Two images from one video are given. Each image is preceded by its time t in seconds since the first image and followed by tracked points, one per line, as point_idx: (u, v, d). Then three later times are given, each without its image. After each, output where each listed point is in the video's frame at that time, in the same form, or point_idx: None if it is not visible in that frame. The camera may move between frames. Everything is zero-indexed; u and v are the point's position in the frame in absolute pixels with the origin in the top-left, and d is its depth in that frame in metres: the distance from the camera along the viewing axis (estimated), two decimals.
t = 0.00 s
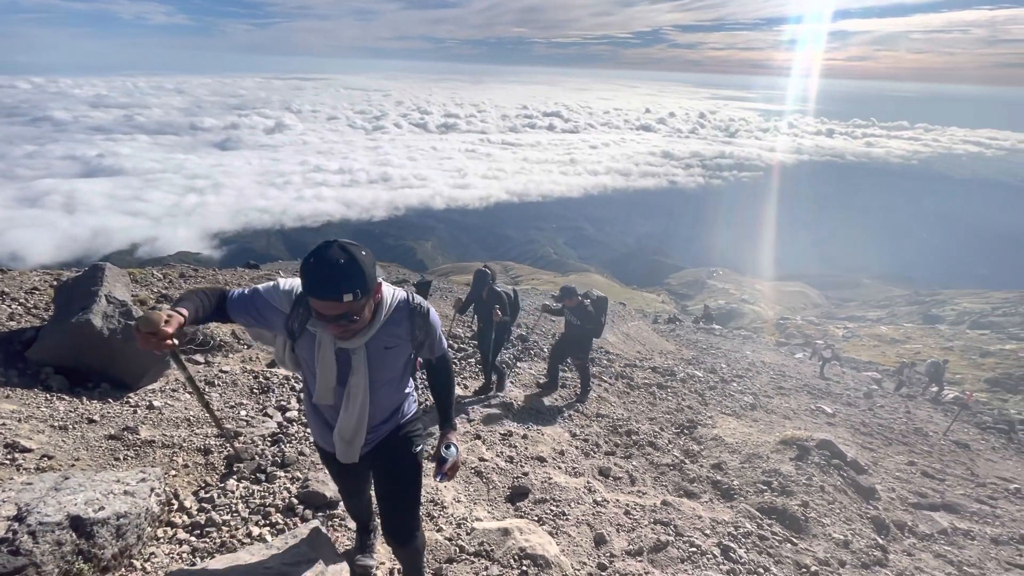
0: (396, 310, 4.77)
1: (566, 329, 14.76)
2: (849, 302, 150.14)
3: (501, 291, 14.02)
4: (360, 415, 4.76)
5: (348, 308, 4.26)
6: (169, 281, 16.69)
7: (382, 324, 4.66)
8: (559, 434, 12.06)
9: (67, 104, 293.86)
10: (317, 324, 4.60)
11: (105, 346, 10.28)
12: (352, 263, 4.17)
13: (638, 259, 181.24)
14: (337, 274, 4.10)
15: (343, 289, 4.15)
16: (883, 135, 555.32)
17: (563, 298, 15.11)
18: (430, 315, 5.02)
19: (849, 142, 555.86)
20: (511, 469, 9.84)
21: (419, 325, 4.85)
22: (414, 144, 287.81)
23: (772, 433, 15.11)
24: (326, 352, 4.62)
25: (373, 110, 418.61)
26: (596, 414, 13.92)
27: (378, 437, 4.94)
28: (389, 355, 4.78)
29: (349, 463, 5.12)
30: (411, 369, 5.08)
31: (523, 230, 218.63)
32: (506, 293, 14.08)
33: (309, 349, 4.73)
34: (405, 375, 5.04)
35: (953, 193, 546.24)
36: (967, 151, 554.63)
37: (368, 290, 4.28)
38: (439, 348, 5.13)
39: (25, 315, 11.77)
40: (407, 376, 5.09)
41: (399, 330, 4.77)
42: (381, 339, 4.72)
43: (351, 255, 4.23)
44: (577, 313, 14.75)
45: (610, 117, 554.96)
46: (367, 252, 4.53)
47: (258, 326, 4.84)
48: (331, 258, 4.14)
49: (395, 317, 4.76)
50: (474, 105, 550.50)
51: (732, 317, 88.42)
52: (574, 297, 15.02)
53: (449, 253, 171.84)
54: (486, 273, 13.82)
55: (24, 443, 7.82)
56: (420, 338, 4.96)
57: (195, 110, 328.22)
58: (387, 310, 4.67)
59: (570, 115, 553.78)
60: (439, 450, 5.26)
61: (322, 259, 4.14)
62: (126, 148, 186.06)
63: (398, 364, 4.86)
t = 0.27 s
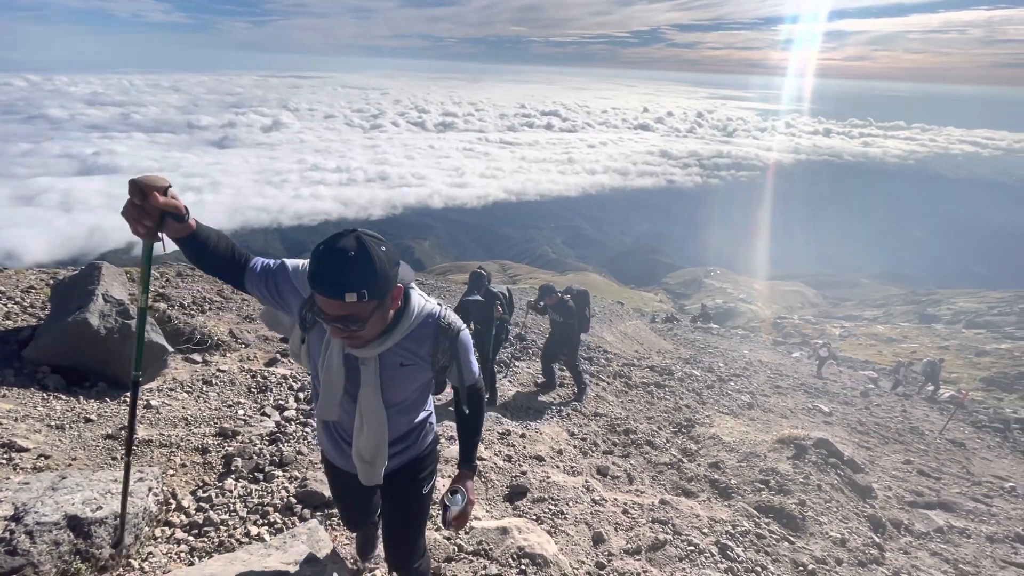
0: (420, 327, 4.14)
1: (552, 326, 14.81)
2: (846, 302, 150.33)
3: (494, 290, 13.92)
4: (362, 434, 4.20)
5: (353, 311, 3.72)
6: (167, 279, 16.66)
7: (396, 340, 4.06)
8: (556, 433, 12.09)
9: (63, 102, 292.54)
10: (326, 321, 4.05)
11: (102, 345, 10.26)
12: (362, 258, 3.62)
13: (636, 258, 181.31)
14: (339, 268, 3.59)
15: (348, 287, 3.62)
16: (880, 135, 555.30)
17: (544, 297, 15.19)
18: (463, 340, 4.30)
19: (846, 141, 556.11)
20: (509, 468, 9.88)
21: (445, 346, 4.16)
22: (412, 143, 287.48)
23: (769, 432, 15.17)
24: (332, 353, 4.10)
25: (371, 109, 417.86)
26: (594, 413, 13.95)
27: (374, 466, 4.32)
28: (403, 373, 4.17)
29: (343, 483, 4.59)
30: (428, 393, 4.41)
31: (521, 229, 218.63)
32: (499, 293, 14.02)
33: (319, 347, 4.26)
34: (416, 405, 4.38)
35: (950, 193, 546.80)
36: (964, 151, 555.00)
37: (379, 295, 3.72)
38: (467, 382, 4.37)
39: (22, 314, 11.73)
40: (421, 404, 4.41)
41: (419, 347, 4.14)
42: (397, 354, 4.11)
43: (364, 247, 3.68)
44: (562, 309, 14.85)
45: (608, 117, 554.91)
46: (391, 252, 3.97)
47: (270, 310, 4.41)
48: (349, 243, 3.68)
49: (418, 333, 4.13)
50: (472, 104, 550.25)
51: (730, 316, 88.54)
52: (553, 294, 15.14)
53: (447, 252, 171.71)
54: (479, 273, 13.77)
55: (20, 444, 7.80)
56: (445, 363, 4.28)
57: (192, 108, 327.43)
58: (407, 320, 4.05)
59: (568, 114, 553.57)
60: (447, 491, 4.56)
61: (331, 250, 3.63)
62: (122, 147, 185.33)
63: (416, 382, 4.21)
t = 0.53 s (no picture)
0: (402, 325, 3.63)
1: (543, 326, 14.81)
2: (845, 303, 150.40)
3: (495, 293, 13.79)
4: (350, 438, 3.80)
5: (314, 296, 3.35)
6: (166, 279, 16.69)
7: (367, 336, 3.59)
8: (555, 434, 12.09)
9: (61, 101, 291.85)
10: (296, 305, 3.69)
11: (100, 345, 10.26)
12: (313, 233, 3.23)
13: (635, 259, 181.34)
14: (288, 243, 3.25)
15: (304, 268, 3.24)
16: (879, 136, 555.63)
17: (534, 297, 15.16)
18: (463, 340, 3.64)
19: (846, 142, 557.73)
20: (508, 468, 9.88)
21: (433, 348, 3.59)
22: (411, 143, 287.40)
23: (767, 434, 15.16)
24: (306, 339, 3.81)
25: (370, 109, 417.45)
26: (592, 414, 13.95)
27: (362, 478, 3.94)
28: (391, 376, 3.71)
29: (335, 502, 4.15)
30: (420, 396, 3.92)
31: (520, 230, 218.92)
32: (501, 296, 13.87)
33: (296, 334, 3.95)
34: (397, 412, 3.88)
35: (948, 194, 547.32)
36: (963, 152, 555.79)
37: (342, 279, 3.31)
38: (467, 402, 3.67)
39: (20, 314, 11.73)
40: (409, 413, 3.92)
41: (402, 348, 3.67)
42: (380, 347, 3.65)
43: (321, 222, 3.29)
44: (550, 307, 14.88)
45: (607, 118, 555.10)
46: (363, 233, 3.57)
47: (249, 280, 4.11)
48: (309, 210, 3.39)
49: (406, 329, 3.67)
50: (471, 105, 550.21)
51: (729, 317, 88.65)
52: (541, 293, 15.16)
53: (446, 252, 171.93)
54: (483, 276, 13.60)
55: (16, 444, 7.79)
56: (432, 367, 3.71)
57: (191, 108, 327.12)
58: (386, 315, 3.59)
59: (568, 114, 553.47)
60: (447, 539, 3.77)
61: (285, 218, 3.28)
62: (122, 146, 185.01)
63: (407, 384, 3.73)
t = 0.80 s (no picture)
0: (374, 366, 3.08)
1: (540, 328, 14.72)
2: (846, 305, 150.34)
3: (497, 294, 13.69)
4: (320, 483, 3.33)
5: (254, 342, 2.81)
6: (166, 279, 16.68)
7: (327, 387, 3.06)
8: (555, 435, 12.09)
9: (64, 101, 292.18)
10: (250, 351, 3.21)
11: (100, 345, 10.22)
12: (243, 270, 2.70)
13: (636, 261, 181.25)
14: (217, 282, 2.72)
15: (237, 309, 2.74)
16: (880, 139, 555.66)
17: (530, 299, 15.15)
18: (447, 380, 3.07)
19: (847, 145, 558.15)
20: (508, 470, 9.86)
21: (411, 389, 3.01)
22: (413, 145, 287.61)
23: (768, 436, 15.13)
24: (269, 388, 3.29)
25: (372, 110, 417.73)
26: (592, 416, 13.93)
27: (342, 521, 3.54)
28: (363, 425, 3.15)
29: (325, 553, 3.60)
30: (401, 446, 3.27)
31: (521, 232, 218.83)
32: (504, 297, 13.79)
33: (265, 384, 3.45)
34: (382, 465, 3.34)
35: (949, 197, 547.64)
36: (964, 156, 555.77)
37: (284, 319, 2.76)
38: (455, 455, 3.04)
39: (21, 314, 11.70)
40: (390, 465, 3.34)
41: (371, 395, 3.08)
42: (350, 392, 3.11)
43: (256, 252, 2.79)
44: (545, 309, 14.84)
45: (609, 119, 555.06)
46: (318, 262, 2.97)
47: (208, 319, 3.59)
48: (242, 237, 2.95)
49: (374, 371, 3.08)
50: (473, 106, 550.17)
51: (730, 320, 88.61)
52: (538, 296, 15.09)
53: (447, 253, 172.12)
54: (487, 276, 13.51)
55: (15, 445, 7.78)
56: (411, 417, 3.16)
57: (193, 110, 327.47)
58: (351, 358, 3.02)
59: (569, 116, 553.62)
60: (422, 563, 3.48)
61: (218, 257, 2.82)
62: (124, 147, 185.17)
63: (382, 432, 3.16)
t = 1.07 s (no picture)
0: (271, 432, 2.29)
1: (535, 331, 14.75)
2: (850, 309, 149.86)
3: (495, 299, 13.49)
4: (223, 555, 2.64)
5: (74, 425, 2.01)
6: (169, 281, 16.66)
7: (212, 472, 2.37)
8: (558, 438, 12.05)
9: (70, 102, 293.62)
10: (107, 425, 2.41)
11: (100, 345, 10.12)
12: (35, 333, 1.87)
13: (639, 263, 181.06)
14: None
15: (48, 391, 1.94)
16: (885, 143, 554.88)
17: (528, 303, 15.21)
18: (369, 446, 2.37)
19: (851, 148, 557.84)
20: (510, 473, 9.85)
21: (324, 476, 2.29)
22: (416, 147, 288.19)
23: (771, 440, 15.11)
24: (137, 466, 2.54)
25: (375, 112, 418.55)
26: (594, 419, 13.90)
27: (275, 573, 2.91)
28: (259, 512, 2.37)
29: None
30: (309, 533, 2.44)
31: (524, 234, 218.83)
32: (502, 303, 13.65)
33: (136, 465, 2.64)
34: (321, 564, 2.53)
35: (953, 201, 546.66)
36: (968, 160, 554.69)
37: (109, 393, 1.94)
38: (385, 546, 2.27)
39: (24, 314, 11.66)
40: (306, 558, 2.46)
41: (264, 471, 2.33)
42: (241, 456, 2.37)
43: (61, 300, 1.94)
44: (538, 311, 14.94)
45: (612, 122, 554.84)
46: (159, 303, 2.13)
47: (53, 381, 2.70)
48: (6, 274, 2.08)
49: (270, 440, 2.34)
50: (476, 108, 550.07)
51: (733, 322, 88.46)
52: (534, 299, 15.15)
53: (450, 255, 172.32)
54: (483, 284, 13.37)
55: (19, 442, 7.79)
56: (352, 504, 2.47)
57: (198, 111, 328.68)
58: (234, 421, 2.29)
59: (572, 119, 553.82)
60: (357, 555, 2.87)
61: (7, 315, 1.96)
62: (129, 148, 185.84)
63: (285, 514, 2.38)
